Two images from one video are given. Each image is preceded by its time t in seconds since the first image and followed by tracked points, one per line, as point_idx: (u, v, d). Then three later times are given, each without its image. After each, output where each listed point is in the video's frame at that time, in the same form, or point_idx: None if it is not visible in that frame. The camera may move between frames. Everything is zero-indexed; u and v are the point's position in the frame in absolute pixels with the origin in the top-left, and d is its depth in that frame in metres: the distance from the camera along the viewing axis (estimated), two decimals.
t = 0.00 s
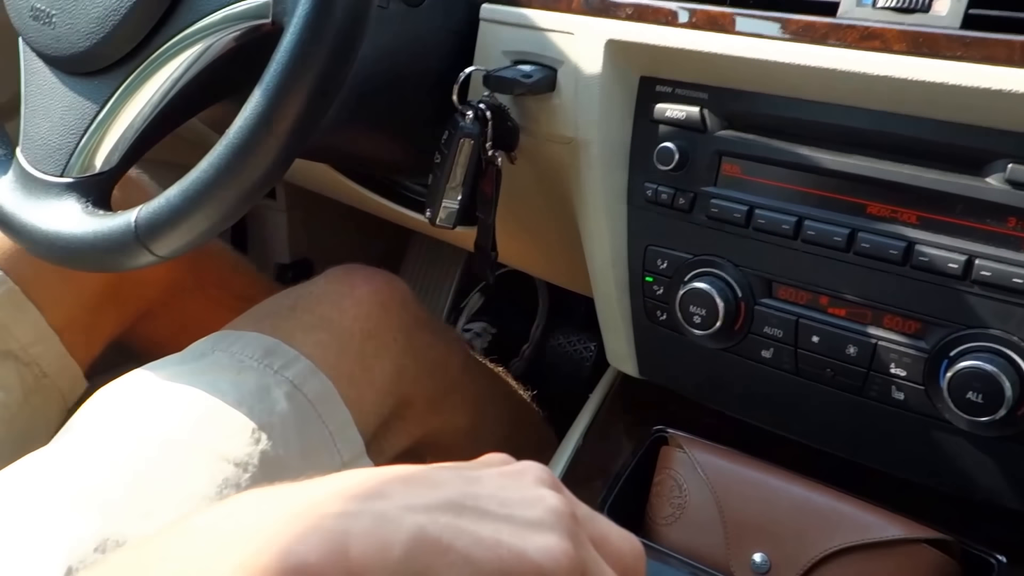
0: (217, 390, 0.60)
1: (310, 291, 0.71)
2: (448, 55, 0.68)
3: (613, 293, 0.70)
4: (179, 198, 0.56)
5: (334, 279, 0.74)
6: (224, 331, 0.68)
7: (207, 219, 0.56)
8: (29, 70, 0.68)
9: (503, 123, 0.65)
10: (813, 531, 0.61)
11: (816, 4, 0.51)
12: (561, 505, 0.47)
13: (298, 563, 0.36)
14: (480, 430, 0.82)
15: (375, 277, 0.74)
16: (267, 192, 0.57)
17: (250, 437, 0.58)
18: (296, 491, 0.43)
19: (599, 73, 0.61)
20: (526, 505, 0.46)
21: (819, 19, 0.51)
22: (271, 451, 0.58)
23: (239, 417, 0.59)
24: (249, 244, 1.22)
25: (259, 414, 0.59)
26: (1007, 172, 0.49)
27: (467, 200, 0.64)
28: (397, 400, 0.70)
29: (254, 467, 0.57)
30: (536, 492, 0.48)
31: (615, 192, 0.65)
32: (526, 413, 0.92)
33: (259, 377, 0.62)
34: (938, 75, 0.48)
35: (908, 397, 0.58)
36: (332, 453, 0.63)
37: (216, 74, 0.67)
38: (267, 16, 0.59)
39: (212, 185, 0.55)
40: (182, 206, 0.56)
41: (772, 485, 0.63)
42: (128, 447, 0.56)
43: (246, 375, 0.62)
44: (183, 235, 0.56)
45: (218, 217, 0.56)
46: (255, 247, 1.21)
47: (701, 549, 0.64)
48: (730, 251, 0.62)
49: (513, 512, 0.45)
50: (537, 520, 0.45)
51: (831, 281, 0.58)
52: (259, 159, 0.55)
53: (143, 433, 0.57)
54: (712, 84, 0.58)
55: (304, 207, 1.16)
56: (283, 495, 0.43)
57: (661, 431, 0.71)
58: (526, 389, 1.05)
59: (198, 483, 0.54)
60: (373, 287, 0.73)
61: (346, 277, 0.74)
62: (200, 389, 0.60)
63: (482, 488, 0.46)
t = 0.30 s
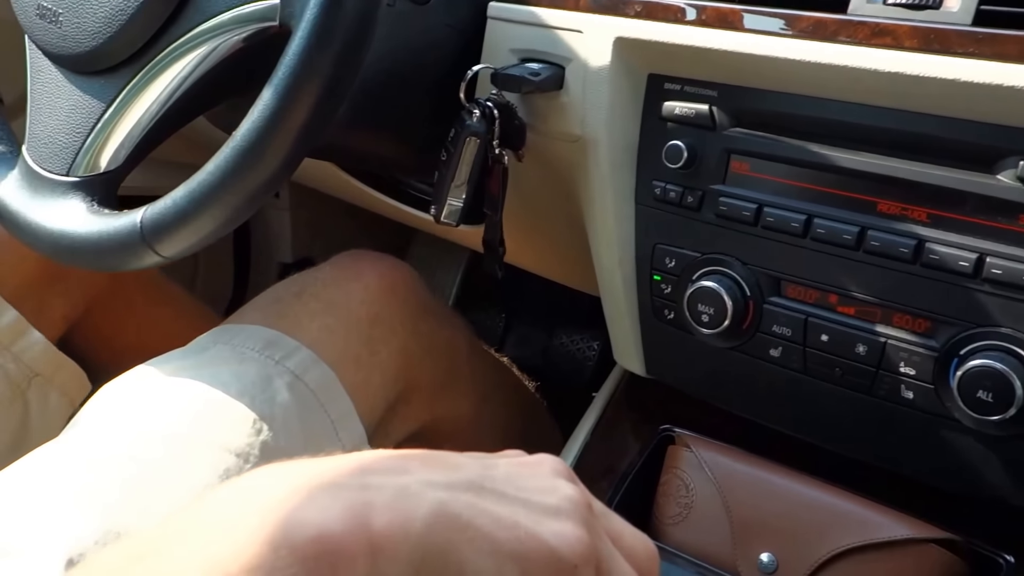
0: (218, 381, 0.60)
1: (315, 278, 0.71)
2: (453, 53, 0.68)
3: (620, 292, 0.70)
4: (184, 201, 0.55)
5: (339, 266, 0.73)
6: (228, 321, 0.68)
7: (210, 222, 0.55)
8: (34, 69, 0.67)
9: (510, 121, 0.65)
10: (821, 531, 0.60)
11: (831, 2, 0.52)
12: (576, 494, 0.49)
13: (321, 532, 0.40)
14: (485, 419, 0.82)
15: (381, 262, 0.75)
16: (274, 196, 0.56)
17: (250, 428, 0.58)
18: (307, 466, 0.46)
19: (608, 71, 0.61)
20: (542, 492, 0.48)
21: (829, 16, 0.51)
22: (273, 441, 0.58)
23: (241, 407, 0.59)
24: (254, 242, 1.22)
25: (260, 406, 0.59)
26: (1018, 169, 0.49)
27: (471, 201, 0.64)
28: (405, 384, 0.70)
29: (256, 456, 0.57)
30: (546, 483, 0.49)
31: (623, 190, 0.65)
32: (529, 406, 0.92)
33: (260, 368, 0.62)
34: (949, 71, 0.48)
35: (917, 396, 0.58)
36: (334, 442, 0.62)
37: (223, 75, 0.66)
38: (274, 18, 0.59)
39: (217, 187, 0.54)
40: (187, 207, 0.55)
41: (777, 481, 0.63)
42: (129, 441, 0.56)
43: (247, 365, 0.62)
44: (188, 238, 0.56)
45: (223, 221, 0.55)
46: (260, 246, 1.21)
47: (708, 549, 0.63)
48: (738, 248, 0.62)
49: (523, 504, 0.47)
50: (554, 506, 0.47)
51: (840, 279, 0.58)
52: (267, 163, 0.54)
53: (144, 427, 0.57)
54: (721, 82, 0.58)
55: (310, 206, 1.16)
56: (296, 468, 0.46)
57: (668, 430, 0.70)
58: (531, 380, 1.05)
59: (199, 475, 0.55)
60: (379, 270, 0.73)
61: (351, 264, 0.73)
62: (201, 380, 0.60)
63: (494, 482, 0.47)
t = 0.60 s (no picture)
0: (224, 382, 0.60)
1: (323, 277, 0.71)
2: (459, 53, 0.68)
3: (626, 292, 0.70)
4: (183, 204, 0.55)
5: (347, 265, 0.73)
6: (230, 326, 0.67)
7: (210, 225, 0.55)
8: (38, 65, 0.67)
9: (516, 121, 0.65)
10: (828, 531, 0.60)
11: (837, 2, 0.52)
12: (588, 490, 0.50)
13: (338, 527, 0.40)
14: (491, 421, 0.82)
15: (388, 262, 0.75)
16: (274, 200, 0.55)
17: (257, 430, 0.58)
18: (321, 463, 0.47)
19: (614, 69, 0.61)
20: (553, 489, 0.49)
21: (836, 15, 0.51)
22: (279, 443, 0.58)
23: (247, 409, 0.58)
24: (258, 242, 1.22)
25: (267, 407, 0.59)
26: None
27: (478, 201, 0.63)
28: (411, 385, 0.69)
29: (261, 459, 0.57)
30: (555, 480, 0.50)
31: (629, 190, 0.65)
32: (537, 408, 0.92)
33: (267, 370, 0.61)
34: (955, 71, 0.48)
35: (924, 395, 0.57)
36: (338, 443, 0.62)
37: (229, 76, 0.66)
38: (275, 27, 0.58)
39: (217, 191, 0.54)
40: (186, 210, 0.54)
41: (784, 481, 0.63)
42: (133, 441, 0.56)
43: (253, 366, 0.61)
44: (187, 241, 0.55)
45: (223, 224, 0.55)
46: (264, 246, 1.21)
47: (715, 549, 0.63)
48: (745, 248, 0.62)
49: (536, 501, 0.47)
50: (566, 501, 0.48)
51: (847, 279, 0.58)
52: (266, 169, 0.53)
53: (149, 427, 0.57)
54: (728, 81, 0.58)
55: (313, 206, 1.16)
56: (309, 467, 0.46)
57: (675, 430, 0.70)
58: (536, 379, 1.05)
59: (204, 478, 0.54)
60: (385, 268, 0.73)
61: (358, 263, 0.74)
62: (208, 382, 0.60)
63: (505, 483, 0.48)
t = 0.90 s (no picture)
0: (226, 380, 0.60)
1: (327, 278, 0.71)
2: (464, 52, 0.68)
3: (632, 292, 0.70)
4: (186, 204, 0.54)
5: (352, 264, 0.73)
6: (237, 321, 0.67)
7: (213, 225, 0.54)
8: (41, 64, 0.66)
9: (521, 121, 0.65)
10: (833, 531, 0.60)
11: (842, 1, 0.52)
12: (595, 487, 0.50)
13: (344, 525, 0.41)
14: (497, 421, 0.81)
15: (394, 262, 0.75)
16: (276, 200, 0.55)
17: (260, 429, 0.57)
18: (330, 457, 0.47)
19: (619, 69, 0.61)
20: (561, 486, 0.49)
21: (841, 15, 0.51)
22: (282, 442, 0.58)
23: (251, 408, 0.58)
24: (262, 244, 1.21)
25: (270, 406, 0.59)
26: None
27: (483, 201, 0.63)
28: (418, 384, 0.70)
29: (264, 459, 0.56)
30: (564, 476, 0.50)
31: (634, 190, 0.65)
32: (541, 409, 0.91)
33: (270, 368, 0.61)
34: (961, 71, 0.48)
35: (928, 395, 0.57)
36: (343, 443, 0.61)
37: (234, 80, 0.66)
38: (278, 27, 0.58)
39: (221, 191, 0.53)
40: (189, 210, 0.54)
41: (788, 481, 0.63)
42: (136, 439, 0.56)
43: (256, 365, 0.61)
44: (190, 240, 0.55)
45: (226, 224, 0.54)
46: (268, 247, 1.21)
47: (720, 549, 0.63)
48: (750, 248, 0.62)
49: (544, 500, 0.47)
50: (575, 497, 0.48)
51: (852, 279, 0.58)
52: (270, 168, 0.53)
53: (152, 425, 0.57)
54: (733, 81, 0.58)
55: (318, 207, 1.16)
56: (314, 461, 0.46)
57: (680, 431, 0.70)
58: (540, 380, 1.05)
59: (206, 475, 0.54)
60: (391, 270, 0.73)
61: (363, 262, 0.74)
62: (211, 381, 0.60)
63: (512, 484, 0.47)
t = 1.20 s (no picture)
0: (229, 379, 0.59)
1: (329, 277, 0.71)
2: (466, 51, 0.68)
3: (635, 291, 0.70)
4: (188, 204, 0.54)
5: (355, 263, 0.73)
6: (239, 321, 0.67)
7: (216, 226, 0.54)
8: (42, 63, 0.66)
9: (523, 121, 0.65)
10: (835, 529, 0.60)
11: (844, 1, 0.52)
12: (597, 488, 0.50)
13: (346, 533, 0.41)
14: (500, 420, 0.81)
15: (396, 261, 0.75)
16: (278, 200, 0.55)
17: (262, 428, 0.57)
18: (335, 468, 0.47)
19: (621, 66, 0.61)
20: (564, 487, 0.49)
21: (844, 14, 0.51)
22: (284, 441, 0.58)
23: (254, 408, 0.58)
24: (263, 242, 1.21)
25: (273, 405, 0.59)
26: None
27: (485, 199, 0.63)
28: (421, 383, 0.70)
29: (268, 456, 0.56)
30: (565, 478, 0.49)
31: (637, 189, 0.65)
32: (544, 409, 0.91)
33: (273, 368, 0.61)
34: (964, 70, 0.48)
35: (931, 394, 0.57)
36: (347, 441, 0.62)
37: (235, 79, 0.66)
38: (282, 26, 0.57)
39: (223, 192, 0.53)
40: (192, 211, 0.54)
41: (792, 480, 0.63)
42: (139, 439, 0.55)
43: (259, 364, 0.61)
44: (192, 241, 0.55)
45: (228, 224, 0.54)
46: (269, 246, 1.21)
47: (723, 549, 0.63)
48: (753, 247, 0.62)
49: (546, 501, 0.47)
50: (577, 499, 0.48)
51: (855, 278, 0.58)
52: (272, 167, 0.53)
53: (154, 424, 0.56)
54: (737, 81, 0.58)
55: (319, 205, 1.16)
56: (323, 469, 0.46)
57: (682, 429, 0.70)
58: (543, 379, 1.05)
59: (208, 473, 0.54)
60: (393, 270, 0.73)
61: (366, 262, 0.74)
62: (214, 380, 0.59)
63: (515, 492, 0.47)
